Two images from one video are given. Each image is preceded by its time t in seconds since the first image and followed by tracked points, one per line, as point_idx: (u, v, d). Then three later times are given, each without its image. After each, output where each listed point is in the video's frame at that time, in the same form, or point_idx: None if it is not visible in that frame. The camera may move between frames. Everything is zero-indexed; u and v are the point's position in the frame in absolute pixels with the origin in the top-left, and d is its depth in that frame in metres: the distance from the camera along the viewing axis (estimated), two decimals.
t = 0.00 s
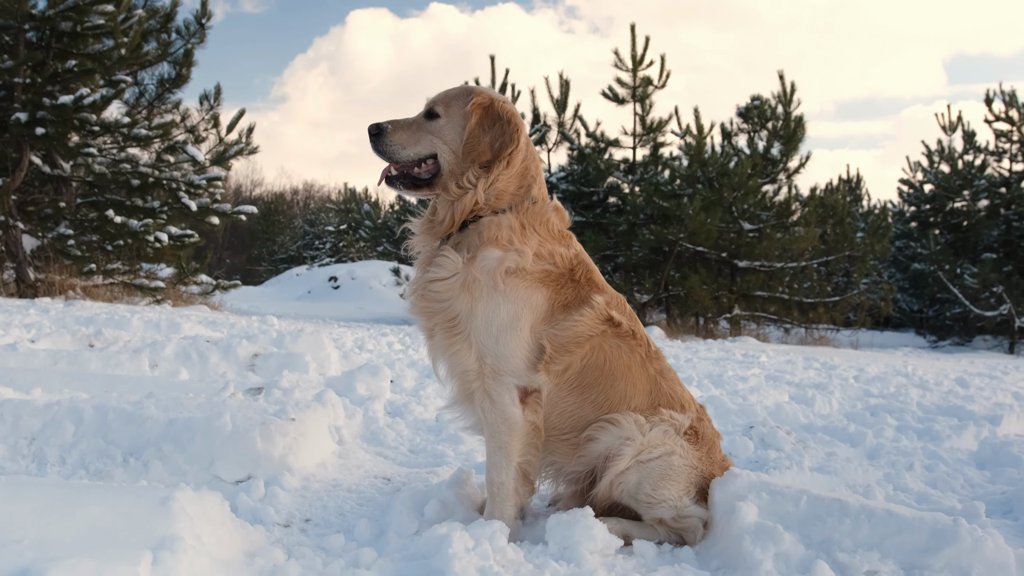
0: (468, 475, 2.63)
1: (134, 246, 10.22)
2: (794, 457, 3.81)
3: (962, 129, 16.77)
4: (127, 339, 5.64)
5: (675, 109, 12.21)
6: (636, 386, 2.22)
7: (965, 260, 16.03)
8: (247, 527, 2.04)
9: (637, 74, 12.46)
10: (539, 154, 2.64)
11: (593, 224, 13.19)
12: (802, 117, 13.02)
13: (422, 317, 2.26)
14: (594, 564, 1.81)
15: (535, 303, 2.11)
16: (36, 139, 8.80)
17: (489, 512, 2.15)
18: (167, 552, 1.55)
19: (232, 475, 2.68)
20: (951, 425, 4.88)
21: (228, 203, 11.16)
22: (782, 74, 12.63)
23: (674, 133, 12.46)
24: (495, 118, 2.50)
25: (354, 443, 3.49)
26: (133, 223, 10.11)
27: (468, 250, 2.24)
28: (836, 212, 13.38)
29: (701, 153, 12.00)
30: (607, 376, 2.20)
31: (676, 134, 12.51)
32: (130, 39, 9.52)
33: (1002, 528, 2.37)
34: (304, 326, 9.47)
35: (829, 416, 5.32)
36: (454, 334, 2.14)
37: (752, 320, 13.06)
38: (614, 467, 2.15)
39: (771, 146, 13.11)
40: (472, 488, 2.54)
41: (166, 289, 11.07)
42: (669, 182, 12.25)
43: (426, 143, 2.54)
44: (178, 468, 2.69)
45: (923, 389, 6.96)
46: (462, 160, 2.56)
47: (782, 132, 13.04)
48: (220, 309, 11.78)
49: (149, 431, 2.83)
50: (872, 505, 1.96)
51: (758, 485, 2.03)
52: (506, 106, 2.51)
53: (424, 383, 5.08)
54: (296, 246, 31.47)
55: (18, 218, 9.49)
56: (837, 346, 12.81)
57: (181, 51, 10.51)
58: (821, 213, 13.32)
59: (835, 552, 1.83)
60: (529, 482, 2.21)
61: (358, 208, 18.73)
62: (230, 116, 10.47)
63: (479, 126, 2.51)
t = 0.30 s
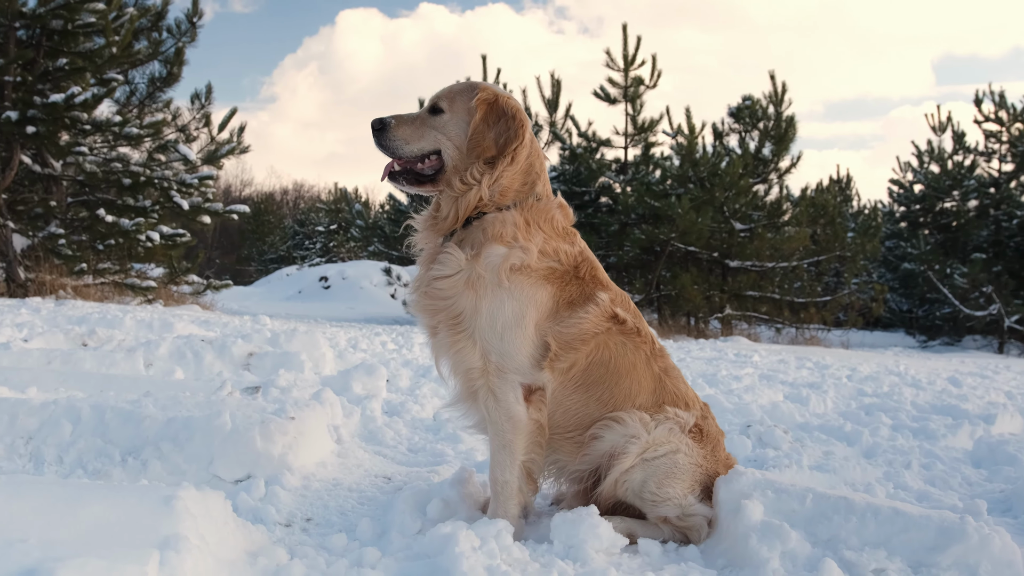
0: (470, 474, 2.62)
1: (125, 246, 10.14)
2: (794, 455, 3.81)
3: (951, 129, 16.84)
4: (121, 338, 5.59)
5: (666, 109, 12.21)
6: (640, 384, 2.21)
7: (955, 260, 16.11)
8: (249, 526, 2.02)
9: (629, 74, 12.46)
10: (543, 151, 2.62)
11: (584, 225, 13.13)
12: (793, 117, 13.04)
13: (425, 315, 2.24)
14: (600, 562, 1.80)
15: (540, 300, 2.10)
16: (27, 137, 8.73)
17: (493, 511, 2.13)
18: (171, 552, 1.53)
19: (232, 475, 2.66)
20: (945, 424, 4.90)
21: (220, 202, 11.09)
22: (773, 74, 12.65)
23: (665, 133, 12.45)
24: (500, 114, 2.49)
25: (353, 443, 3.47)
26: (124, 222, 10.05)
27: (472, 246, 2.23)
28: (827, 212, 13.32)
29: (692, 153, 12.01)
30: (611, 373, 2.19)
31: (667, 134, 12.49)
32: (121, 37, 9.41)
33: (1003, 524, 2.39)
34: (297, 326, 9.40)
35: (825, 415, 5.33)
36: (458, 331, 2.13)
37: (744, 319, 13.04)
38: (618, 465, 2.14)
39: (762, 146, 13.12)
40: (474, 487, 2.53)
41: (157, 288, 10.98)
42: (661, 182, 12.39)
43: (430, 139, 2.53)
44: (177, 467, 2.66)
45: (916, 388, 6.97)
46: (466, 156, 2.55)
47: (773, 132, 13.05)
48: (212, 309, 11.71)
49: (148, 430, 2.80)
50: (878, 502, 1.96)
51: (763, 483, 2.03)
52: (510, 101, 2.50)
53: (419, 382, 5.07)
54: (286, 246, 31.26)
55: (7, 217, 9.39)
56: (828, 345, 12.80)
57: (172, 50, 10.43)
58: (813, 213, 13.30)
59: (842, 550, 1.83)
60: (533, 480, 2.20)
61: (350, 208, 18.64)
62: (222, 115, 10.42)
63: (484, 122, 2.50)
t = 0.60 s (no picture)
0: (471, 474, 2.60)
1: (112, 245, 10.05)
2: (789, 455, 3.83)
3: (936, 130, 17.08)
4: (112, 338, 5.53)
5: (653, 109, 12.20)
6: (643, 384, 2.21)
7: (939, 260, 16.22)
8: (250, 529, 2.00)
9: (617, 73, 12.45)
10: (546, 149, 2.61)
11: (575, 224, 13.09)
12: (781, 117, 13.04)
13: (428, 315, 2.23)
14: (605, 565, 1.79)
15: (544, 300, 2.09)
16: (13, 135, 8.77)
17: (496, 512, 2.12)
18: (176, 557, 1.51)
19: (230, 477, 2.63)
20: (937, 423, 4.93)
21: (208, 201, 10.98)
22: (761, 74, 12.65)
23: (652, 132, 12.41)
24: (503, 112, 2.48)
25: (349, 444, 3.45)
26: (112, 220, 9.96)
27: (475, 246, 2.22)
28: (814, 211, 13.49)
29: (680, 152, 12.03)
30: (615, 374, 2.19)
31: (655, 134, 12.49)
32: (109, 34, 9.28)
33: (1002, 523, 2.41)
34: (286, 325, 9.31)
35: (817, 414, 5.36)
36: (461, 332, 2.11)
37: (732, 319, 13.06)
38: (622, 466, 2.13)
39: (750, 145, 13.12)
40: (476, 487, 2.51)
41: (144, 287, 10.87)
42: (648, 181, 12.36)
43: (432, 137, 2.50)
44: (175, 469, 2.63)
45: (906, 387, 7.00)
46: (468, 155, 2.53)
47: (761, 131, 13.04)
48: (200, 308, 11.62)
49: (144, 432, 2.76)
50: (883, 503, 1.97)
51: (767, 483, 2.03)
52: (513, 98, 2.48)
53: (412, 381, 5.04)
54: (272, 245, 30.97)
55: None
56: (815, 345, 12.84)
57: (159, 47, 10.26)
58: (800, 213, 13.40)
59: (848, 551, 1.84)
60: (536, 481, 2.18)
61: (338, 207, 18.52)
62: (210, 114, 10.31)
63: (486, 119, 2.48)
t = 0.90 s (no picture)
0: (473, 477, 2.59)
1: (100, 244, 9.95)
2: (785, 455, 3.84)
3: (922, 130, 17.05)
4: (103, 338, 5.47)
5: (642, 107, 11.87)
6: (646, 387, 2.20)
7: (925, 258, 16.15)
8: (251, 533, 1.98)
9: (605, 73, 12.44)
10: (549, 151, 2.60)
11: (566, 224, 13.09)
12: (769, 116, 13.00)
13: (430, 317, 2.21)
14: (610, 569, 1.79)
15: (547, 302, 2.08)
16: None
17: (499, 515, 2.11)
18: (181, 564, 1.49)
19: (228, 480, 2.61)
20: (928, 422, 4.97)
21: (197, 200, 10.89)
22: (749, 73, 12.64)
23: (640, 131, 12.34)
24: (505, 113, 2.47)
25: (346, 445, 3.43)
26: (100, 219, 9.89)
27: (477, 247, 2.21)
28: (801, 211, 13.57)
29: (668, 151, 12.04)
30: (617, 376, 2.18)
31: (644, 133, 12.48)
32: (97, 32, 9.19)
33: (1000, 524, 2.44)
34: (277, 325, 9.25)
35: (809, 413, 5.39)
36: (464, 333, 2.10)
37: (719, 318, 13.05)
38: (625, 468, 2.13)
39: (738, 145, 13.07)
40: (476, 490, 2.50)
41: (133, 286, 10.79)
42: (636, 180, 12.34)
43: (434, 137, 2.49)
44: (172, 472, 2.60)
45: (895, 387, 7.04)
46: (470, 155, 2.52)
47: (749, 131, 13.01)
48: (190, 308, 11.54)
49: (141, 434, 2.73)
50: (886, 506, 2.00)
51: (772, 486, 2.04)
52: (516, 99, 2.47)
53: (406, 381, 5.02)
54: (259, 243, 30.71)
55: None
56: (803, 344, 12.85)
57: (147, 45, 10.10)
58: (788, 212, 13.28)
59: (854, 554, 1.87)
60: (538, 484, 2.17)
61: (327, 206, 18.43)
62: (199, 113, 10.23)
63: (489, 120, 2.47)
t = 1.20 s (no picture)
0: (474, 479, 2.57)
1: (87, 243, 9.86)
2: (781, 455, 3.85)
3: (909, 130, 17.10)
4: (93, 338, 5.40)
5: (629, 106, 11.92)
6: (649, 388, 2.19)
7: (910, 258, 16.08)
8: (251, 536, 1.95)
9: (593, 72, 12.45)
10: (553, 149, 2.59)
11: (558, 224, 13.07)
12: (756, 116, 13.03)
13: (433, 316, 2.19)
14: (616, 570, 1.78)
15: (551, 302, 2.07)
16: None
17: (501, 516, 2.09)
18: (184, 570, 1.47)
19: (225, 481, 2.58)
20: (920, 421, 4.99)
21: (186, 198, 10.79)
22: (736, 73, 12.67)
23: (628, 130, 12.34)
24: (510, 110, 2.45)
25: (342, 446, 3.40)
26: (87, 218, 9.81)
27: (481, 246, 2.19)
28: (789, 210, 13.21)
29: (656, 151, 12.08)
30: (621, 377, 2.17)
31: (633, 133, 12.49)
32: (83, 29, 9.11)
33: (1002, 523, 2.47)
34: (267, 324, 9.18)
35: (801, 412, 5.40)
36: (467, 334, 2.08)
37: (707, 317, 13.09)
38: (629, 469, 2.12)
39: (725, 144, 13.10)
40: (478, 492, 2.49)
41: (121, 286, 10.68)
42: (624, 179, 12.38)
43: (437, 134, 2.47)
44: (168, 474, 2.56)
45: (886, 386, 7.08)
46: (474, 153, 2.50)
47: (736, 130, 13.04)
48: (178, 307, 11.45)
49: (137, 436, 2.69)
50: (893, 507, 2.03)
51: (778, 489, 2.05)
52: (521, 96, 2.46)
53: (398, 381, 4.99)
54: (245, 242, 30.44)
55: None
56: (789, 343, 12.90)
57: (134, 42, 9.96)
58: (775, 211, 13.09)
59: (861, 556, 1.89)
60: (541, 486, 2.16)
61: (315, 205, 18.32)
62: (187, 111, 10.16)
63: (493, 117, 2.46)
